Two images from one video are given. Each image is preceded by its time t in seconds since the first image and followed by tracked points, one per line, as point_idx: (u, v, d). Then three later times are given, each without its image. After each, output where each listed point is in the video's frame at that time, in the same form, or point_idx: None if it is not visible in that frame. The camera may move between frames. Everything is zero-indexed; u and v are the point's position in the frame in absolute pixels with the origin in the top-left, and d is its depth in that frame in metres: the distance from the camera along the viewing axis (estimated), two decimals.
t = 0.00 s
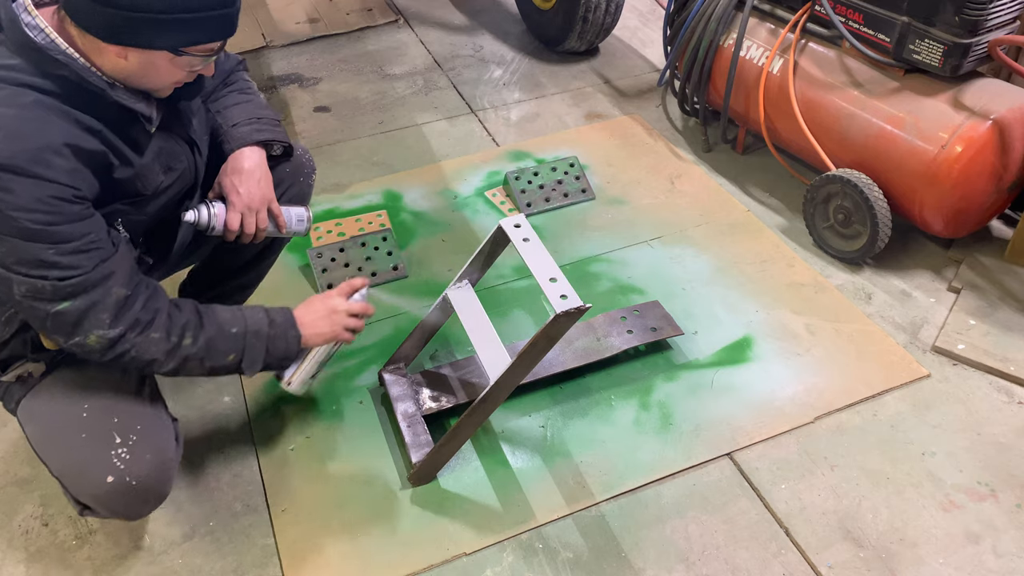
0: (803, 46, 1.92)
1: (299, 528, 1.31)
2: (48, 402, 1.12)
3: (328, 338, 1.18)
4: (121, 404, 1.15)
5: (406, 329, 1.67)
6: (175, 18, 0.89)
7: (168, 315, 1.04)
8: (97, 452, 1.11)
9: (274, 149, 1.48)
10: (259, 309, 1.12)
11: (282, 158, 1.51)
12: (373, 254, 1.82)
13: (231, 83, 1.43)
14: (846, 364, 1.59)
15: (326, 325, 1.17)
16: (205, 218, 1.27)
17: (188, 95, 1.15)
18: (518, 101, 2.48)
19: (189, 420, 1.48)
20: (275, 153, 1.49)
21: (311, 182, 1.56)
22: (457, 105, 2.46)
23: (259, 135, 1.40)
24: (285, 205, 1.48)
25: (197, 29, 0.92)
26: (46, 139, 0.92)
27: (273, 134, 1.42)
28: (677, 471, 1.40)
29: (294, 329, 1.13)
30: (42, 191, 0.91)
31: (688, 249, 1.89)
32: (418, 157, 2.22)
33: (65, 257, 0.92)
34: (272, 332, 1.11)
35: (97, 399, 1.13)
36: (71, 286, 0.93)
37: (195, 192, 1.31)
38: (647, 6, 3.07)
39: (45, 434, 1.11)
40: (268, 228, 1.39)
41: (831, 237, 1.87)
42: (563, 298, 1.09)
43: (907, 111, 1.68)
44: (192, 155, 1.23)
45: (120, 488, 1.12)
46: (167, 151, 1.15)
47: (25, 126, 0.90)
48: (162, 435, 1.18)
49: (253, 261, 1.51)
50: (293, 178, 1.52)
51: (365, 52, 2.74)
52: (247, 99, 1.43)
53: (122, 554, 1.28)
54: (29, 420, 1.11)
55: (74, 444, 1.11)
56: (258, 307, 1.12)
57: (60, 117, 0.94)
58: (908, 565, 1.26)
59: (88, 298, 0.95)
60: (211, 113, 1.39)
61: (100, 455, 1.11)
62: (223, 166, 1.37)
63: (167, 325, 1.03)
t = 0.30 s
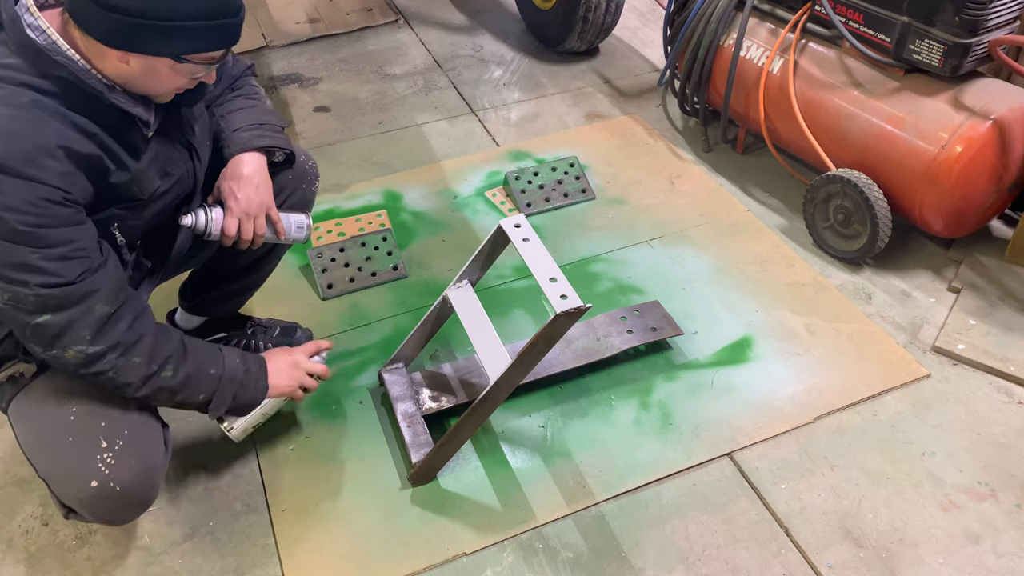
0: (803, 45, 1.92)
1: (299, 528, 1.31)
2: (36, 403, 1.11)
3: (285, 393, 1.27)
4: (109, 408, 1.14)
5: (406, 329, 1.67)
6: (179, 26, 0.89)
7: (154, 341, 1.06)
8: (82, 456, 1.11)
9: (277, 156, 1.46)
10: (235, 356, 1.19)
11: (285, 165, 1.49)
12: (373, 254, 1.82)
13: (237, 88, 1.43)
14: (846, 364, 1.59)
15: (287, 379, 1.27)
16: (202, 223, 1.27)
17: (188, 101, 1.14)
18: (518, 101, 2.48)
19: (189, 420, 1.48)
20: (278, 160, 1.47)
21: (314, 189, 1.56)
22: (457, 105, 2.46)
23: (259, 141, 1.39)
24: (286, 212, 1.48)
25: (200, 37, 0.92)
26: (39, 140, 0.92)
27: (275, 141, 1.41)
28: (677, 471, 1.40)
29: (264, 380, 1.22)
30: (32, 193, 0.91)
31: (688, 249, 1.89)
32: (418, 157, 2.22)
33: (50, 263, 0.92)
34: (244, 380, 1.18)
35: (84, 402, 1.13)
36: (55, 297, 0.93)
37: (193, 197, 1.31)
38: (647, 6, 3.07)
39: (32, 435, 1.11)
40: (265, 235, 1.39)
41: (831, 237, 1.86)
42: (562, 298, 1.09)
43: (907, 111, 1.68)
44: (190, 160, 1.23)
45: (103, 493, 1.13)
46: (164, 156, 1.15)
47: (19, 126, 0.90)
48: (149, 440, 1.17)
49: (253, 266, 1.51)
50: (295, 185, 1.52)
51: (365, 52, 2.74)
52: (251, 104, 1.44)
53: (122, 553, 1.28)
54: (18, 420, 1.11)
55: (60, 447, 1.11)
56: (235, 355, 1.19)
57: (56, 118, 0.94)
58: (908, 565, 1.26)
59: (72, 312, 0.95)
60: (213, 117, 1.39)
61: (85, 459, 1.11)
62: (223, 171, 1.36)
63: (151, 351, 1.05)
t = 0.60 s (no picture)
0: (803, 45, 1.92)
1: (299, 528, 1.31)
2: (46, 405, 1.12)
3: (326, 350, 1.23)
4: (118, 407, 1.15)
5: (406, 329, 1.67)
6: (177, 24, 0.89)
7: (176, 323, 1.06)
8: (93, 456, 1.11)
9: (275, 152, 1.47)
10: (266, 322, 1.16)
11: (283, 161, 1.50)
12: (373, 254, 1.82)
13: (231, 85, 1.44)
14: (846, 364, 1.59)
15: (325, 338, 1.21)
16: (204, 222, 1.26)
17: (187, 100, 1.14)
18: (518, 101, 2.48)
19: (189, 420, 1.48)
20: (276, 156, 1.48)
21: (312, 184, 1.56)
22: (457, 105, 2.46)
23: (258, 138, 1.39)
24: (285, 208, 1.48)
25: (198, 35, 0.92)
26: (43, 144, 0.91)
27: (273, 137, 1.41)
28: (677, 471, 1.40)
29: (300, 345, 1.18)
30: (39, 197, 0.90)
31: (689, 249, 1.89)
32: (418, 157, 2.22)
33: (63, 262, 0.92)
34: (278, 347, 1.16)
35: (95, 402, 1.13)
36: (72, 293, 0.93)
37: (194, 195, 1.31)
38: (647, 6, 3.07)
39: (42, 437, 1.11)
40: (266, 231, 1.39)
41: (831, 237, 1.86)
42: (563, 298, 1.08)
43: (907, 111, 1.68)
44: (191, 158, 1.23)
45: (116, 492, 1.12)
46: (165, 155, 1.14)
47: (22, 131, 0.90)
48: (159, 440, 1.18)
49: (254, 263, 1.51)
50: (293, 180, 1.52)
51: (365, 52, 2.74)
52: (247, 101, 1.44)
53: (122, 554, 1.28)
54: (27, 422, 1.11)
55: (71, 447, 1.11)
56: (265, 321, 1.16)
57: (57, 121, 0.94)
58: (908, 565, 1.26)
59: (91, 306, 0.95)
60: (210, 116, 1.40)
61: (96, 460, 1.11)
62: (222, 169, 1.37)
63: (175, 333, 1.05)
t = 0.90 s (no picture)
0: (803, 45, 1.92)
1: (299, 528, 1.31)
2: (59, 406, 1.12)
3: (377, 292, 1.14)
4: (131, 406, 1.16)
5: (406, 329, 1.67)
6: (177, 14, 0.89)
7: (206, 291, 1.05)
8: (109, 455, 1.11)
9: (274, 147, 1.48)
10: (305, 276, 1.12)
11: (281, 156, 1.51)
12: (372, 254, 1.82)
13: (226, 82, 1.44)
14: (846, 364, 1.59)
15: (372, 282, 1.13)
16: (207, 217, 1.26)
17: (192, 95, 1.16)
18: (518, 101, 2.48)
19: (189, 420, 1.48)
20: (274, 151, 1.49)
21: (310, 179, 1.56)
22: (457, 105, 2.46)
23: (258, 133, 1.40)
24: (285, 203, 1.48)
25: (197, 25, 0.91)
26: (54, 139, 0.91)
27: (272, 131, 1.42)
28: (677, 471, 1.40)
29: (343, 293, 1.12)
30: (56, 187, 0.90)
31: (689, 249, 1.89)
32: (418, 157, 2.22)
33: (89, 245, 0.92)
34: (320, 300, 1.11)
35: (107, 401, 1.14)
36: (102, 274, 0.93)
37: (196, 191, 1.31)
38: (647, 6, 3.07)
39: (56, 438, 1.11)
40: (269, 226, 1.40)
41: (831, 237, 1.87)
42: (563, 298, 1.08)
43: (907, 111, 1.68)
44: (195, 154, 1.25)
45: (133, 489, 1.12)
46: (172, 151, 1.16)
47: (33, 128, 0.90)
48: (173, 437, 1.19)
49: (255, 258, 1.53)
50: (292, 175, 1.52)
51: (365, 52, 2.74)
52: (244, 97, 1.44)
53: (122, 554, 1.28)
54: (39, 424, 1.12)
55: (86, 447, 1.11)
56: (303, 274, 1.12)
57: (65, 117, 0.94)
58: (908, 565, 1.26)
59: (120, 283, 0.95)
60: (208, 112, 1.40)
61: (111, 458, 1.11)
62: (223, 165, 1.37)
63: (205, 301, 1.05)
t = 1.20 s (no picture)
0: (803, 45, 1.92)
1: (299, 528, 1.31)
2: (70, 401, 1.13)
3: (408, 319, 1.11)
4: (143, 399, 1.16)
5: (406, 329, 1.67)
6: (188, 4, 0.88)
7: (215, 288, 1.02)
8: (123, 447, 1.12)
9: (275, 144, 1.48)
10: (323, 290, 1.08)
11: (282, 152, 1.51)
12: (372, 254, 1.82)
13: (226, 79, 1.43)
14: (847, 364, 1.59)
15: (402, 305, 1.10)
16: (209, 213, 1.26)
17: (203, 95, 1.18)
18: (518, 101, 2.48)
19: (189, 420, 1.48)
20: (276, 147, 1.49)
21: (310, 176, 1.56)
22: (457, 105, 2.46)
23: (259, 129, 1.40)
24: (285, 199, 1.48)
25: (207, 16, 0.90)
26: (68, 132, 0.93)
27: (273, 127, 1.42)
28: (677, 471, 1.40)
29: (360, 314, 1.08)
30: (69, 176, 0.91)
31: (689, 249, 1.89)
32: (417, 157, 2.22)
33: (101, 232, 0.92)
34: (335, 316, 1.07)
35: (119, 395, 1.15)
36: (112, 260, 0.92)
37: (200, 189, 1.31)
38: (647, 6, 3.07)
39: (69, 432, 1.12)
40: (271, 222, 1.39)
41: (831, 237, 1.87)
42: (563, 298, 1.09)
43: (907, 111, 1.68)
44: (205, 153, 1.26)
45: (148, 481, 1.13)
46: (184, 152, 1.18)
47: (47, 122, 0.91)
48: (184, 430, 1.19)
49: (257, 254, 1.53)
50: (292, 171, 1.52)
51: (365, 52, 2.74)
52: (244, 94, 1.44)
53: (122, 554, 1.28)
54: (51, 419, 1.12)
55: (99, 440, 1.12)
56: (322, 289, 1.08)
57: (81, 113, 0.95)
58: (908, 565, 1.26)
59: (130, 270, 0.94)
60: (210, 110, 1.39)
61: (125, 450, 1.12)
62: (225, 161, 1.37)
63: (214, 298, 1.01)
